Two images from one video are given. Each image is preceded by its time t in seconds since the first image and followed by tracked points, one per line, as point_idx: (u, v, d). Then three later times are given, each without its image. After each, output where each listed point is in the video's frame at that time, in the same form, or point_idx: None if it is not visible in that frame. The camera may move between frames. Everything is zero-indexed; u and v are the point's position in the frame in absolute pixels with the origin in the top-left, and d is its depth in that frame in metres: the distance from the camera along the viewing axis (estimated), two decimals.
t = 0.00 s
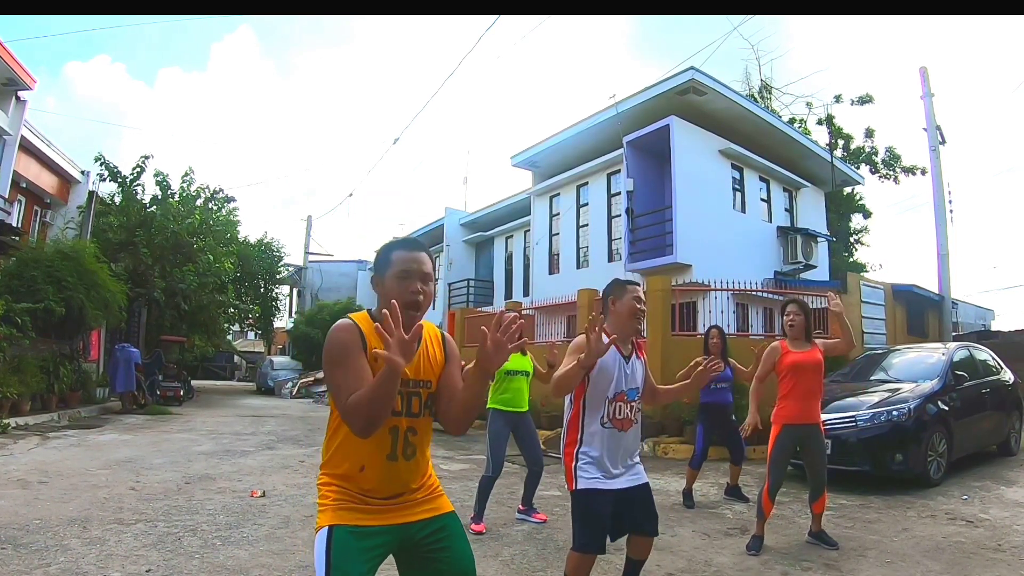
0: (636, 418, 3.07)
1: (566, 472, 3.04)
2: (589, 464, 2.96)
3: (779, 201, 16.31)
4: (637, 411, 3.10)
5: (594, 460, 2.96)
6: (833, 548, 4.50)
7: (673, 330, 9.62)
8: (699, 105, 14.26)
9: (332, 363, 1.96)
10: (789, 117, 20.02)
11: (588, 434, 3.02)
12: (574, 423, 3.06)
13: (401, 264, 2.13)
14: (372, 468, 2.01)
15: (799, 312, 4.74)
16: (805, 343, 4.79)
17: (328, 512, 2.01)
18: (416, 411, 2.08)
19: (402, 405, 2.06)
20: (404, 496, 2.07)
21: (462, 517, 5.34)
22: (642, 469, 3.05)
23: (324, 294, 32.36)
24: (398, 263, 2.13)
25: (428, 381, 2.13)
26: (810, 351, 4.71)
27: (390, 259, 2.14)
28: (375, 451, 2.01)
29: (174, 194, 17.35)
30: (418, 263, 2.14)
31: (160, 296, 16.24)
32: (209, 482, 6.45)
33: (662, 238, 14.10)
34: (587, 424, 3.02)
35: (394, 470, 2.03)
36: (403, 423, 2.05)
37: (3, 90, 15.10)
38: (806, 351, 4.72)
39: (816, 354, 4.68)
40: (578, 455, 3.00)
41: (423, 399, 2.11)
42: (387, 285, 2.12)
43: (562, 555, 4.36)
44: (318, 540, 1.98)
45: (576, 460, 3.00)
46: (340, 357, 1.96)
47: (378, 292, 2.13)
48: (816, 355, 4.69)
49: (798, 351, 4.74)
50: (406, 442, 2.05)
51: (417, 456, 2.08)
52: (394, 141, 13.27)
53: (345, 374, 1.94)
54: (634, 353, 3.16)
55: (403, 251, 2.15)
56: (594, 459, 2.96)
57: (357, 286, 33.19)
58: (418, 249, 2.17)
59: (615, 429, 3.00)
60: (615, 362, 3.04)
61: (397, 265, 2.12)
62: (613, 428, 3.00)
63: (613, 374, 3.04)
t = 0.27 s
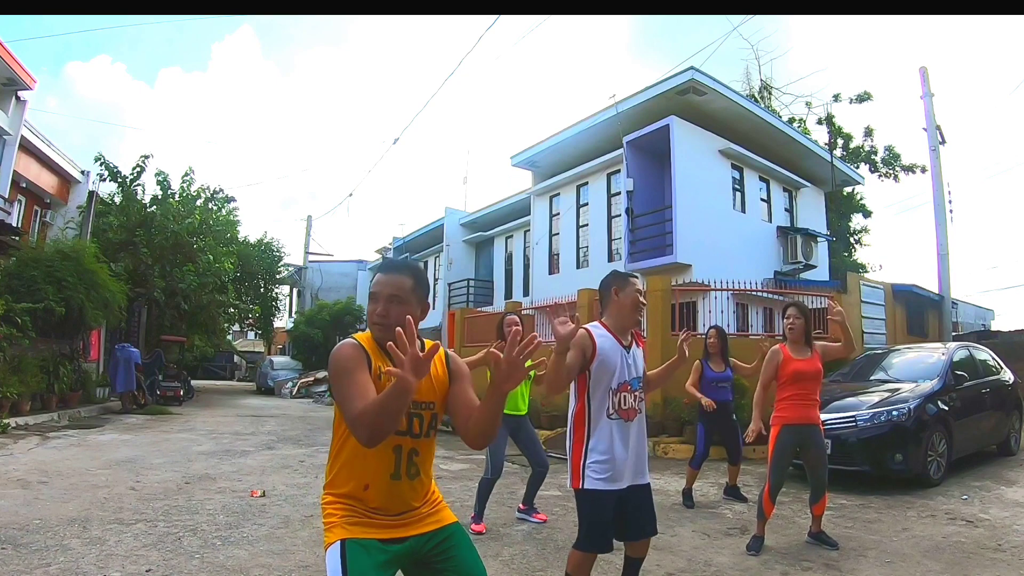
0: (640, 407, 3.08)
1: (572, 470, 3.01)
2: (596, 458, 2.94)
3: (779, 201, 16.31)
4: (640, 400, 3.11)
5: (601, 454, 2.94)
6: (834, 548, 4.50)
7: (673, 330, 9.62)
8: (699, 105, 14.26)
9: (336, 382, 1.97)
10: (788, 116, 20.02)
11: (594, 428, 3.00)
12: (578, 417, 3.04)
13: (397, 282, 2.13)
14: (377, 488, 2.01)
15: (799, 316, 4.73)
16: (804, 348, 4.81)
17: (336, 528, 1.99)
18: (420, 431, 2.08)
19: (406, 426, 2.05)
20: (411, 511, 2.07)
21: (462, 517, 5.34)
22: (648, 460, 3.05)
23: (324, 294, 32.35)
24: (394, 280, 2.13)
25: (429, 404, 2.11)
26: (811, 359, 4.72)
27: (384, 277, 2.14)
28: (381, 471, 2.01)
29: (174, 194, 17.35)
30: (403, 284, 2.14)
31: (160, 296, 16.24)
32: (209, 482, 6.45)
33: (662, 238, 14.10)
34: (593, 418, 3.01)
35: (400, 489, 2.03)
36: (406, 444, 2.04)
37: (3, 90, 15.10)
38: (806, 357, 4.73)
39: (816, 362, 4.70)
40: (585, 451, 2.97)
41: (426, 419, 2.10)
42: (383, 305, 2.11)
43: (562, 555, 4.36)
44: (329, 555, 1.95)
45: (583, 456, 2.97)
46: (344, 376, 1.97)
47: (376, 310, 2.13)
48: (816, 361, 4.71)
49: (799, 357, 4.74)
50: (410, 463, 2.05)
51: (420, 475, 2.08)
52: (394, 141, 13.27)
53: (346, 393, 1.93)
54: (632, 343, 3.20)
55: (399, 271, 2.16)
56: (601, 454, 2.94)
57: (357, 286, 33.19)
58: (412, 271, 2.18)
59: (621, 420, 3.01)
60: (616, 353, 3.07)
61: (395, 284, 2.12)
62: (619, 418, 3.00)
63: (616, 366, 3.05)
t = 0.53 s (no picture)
0: (645, 393, 3.10)
1: (577, 459, 2.98)
2: (603, 447, 2.92)
3: (779, 201, 16.32)
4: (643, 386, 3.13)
5: (607, 442, 2.93)
6: (834, 548, 4.50)
7: (673, 330, 9.62)
8: (699, 105, 14.27)
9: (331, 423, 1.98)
10: (788, 116, 20.07)
11: (600, 416, 2.98)
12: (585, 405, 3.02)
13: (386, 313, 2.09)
14: (375, 520, 2.02)
15: (799, 322, 4.75)
16: (803, 355, 4.82)
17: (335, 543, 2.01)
18: (419, 466, 2.06)
19: (405, 461, 2.03)
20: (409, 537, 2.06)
21: (462, 517, 5.34)
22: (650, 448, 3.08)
23: (324, 294, 32.36)
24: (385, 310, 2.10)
25: (429, 437, 2.10)
26: (809, 367, 4.72)
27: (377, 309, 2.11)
28: (379, 504, 2.01)
29: (175, 194, 17.36)
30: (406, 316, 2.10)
31: (160, 296, 16.25)
32: (209, 482, 6.45)
33: (662, 238, 14.10)
34: (599, 406, 2.99)
35: (398, 522, 2.03)
36: (406, 477, 2.03)
37: (3, 90, 15.11)
38: (806, 366, 4.73)
39: (815, 372, 4.71)
40: (591, 440, 2.95)
41: (426, 453, 2.09)
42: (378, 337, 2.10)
43: (562, 555, 4.36)
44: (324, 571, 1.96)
45: (590, 445, 2.94)
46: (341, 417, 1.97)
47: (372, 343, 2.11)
48: (815, 370, 4.73)
49: (799, 364, 4.73)
50: (409, 496, 2.05)
51: (420, 507, 2.08)
52: (394, 141, 13.29)
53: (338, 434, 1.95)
54: (632, 332, 3.22)
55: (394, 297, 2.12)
56: (607, 442, 2.93)
57: (357, 286, 33.19)
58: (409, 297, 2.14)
59: (628, 406, 3.00)
60: (619, 342, 3.07)
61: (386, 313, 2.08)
62: (626, 404, 3.00)
63: (620, 352, 3.06)
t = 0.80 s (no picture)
0: (648, 389, 3.11)
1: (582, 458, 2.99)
2: (606, 444, 2.93)
3: (779, 201, 16.32)
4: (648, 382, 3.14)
5: (611, 440, 2.94)
6: (833, 548, 4.50)
7: (673, 330, 9.63)
8: (699, 105, 14.27)
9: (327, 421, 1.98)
10: (788, 116, 20.07)
11: (602, 413, 3.00)
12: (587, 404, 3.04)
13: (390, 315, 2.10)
14: (371, 519, 2.03)
15: (796, 318, 4.76)
16: (800, 353, 4.83)
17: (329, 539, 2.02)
18: (416, 466, 2.06)
19: (403, 461, 2.04)
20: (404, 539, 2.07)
21: (462, 518, 5.34)
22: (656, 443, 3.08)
23: (324, 294, 32.35)
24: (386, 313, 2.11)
25: (428, 437, 2.10)
26: (807, 360, 4.74)
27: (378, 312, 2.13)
28: (375, 504, 2.02)
29: (175, 194, 17.37)
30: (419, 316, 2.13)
31: (160, 296, 16.24)
32: (209, 482, 6.44)
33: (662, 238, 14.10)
34: (600, 404, 3.01)
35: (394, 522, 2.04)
36: (403, 478, 2.04)
37: (3, 90, 15.11)
38: (801, 360, 4.75)
39: (812, 364, 4.72)
40: (595, 439, 2.96)
41: (424, 454, 2.08)
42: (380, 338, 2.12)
43: (562, 555, 4.36)
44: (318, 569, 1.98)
45: (593, 443, 2.95)
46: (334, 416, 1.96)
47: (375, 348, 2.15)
48: (812, 363, 4.72)
49: (794, 359, 4.76)
50: (406, 496, 2.05)
51: (416, 508, 2.08)
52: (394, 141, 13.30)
53: (336, 431, 1.95)
54: (634, 331, 3.22)
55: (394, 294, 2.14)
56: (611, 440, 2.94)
57: (357, 286, 33.20)
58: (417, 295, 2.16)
59: (631, 401, 3.02)
60: (618, 338, 3.10)
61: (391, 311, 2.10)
62: (629, 400, 3.02)
63: (620, 350, 3.08)
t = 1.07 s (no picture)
0: (647, 398, 3.09)
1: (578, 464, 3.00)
2: (602, 451, 2.94)
3: (779, 201, 16.32)
4: (646, 391, 3.12)
5: (606, 447, 2.94)
6: (833, 547, 4.51)
7: (673, 330, 9.64)
8: (699, 105, 14.27)
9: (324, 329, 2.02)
10: (788, 116, 20.08)
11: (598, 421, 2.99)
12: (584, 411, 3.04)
13: (412, 235, 2.12)
14: (371, 433, 2.02)
15: (795, 314, 4.78)
16: (800, 344, 4.82)
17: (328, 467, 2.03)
18: (416, 375, 2.08)
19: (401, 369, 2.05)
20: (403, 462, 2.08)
21: (462, 517, 5.33)
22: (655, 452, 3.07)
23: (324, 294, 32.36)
24: (405, 233, 2.12)
25: (428, 347, 2.13)
26: (806, 352, 4.74)
27: (390, 230, 2.13)
28: (374, 416, 2.01)
29: (175, 195, 17.38)
30: (433, 244, 2.16)
31: (160, 296, 16.24)
32: (209, 482, 6.44)
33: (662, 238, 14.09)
34: (598, 411, 3.00)
35: (393, 437, 2.03)
36: (402, 387, 2.04)
37: (3, 90, 15.11)
38: (801, 352, 4.74)
39: (811, 355, 4.72)
40: (591, 446, 2.96)
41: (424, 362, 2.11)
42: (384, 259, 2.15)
43: (562, 555, 4.36)
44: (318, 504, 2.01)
45: (589, 450, 2.96)
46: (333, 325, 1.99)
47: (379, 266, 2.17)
48: (813, 355, 4.73)
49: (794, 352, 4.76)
50: (405, 407, 2.05)
51: (417, 421, 2.07)
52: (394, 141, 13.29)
53: (337, 343, 1.97)
54: (635, 337, 3.21)
55: (410, 216, 2.15)
56: (606, 446, 2.94)
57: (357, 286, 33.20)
58: (432, 218, 2.18)
59: (628, 410, 3.00)
60: (617, 346, 3.09)
61: (407, 235, 2.11)
62: (626, 409, 2.99)
63: (617, 358, 3.06)
